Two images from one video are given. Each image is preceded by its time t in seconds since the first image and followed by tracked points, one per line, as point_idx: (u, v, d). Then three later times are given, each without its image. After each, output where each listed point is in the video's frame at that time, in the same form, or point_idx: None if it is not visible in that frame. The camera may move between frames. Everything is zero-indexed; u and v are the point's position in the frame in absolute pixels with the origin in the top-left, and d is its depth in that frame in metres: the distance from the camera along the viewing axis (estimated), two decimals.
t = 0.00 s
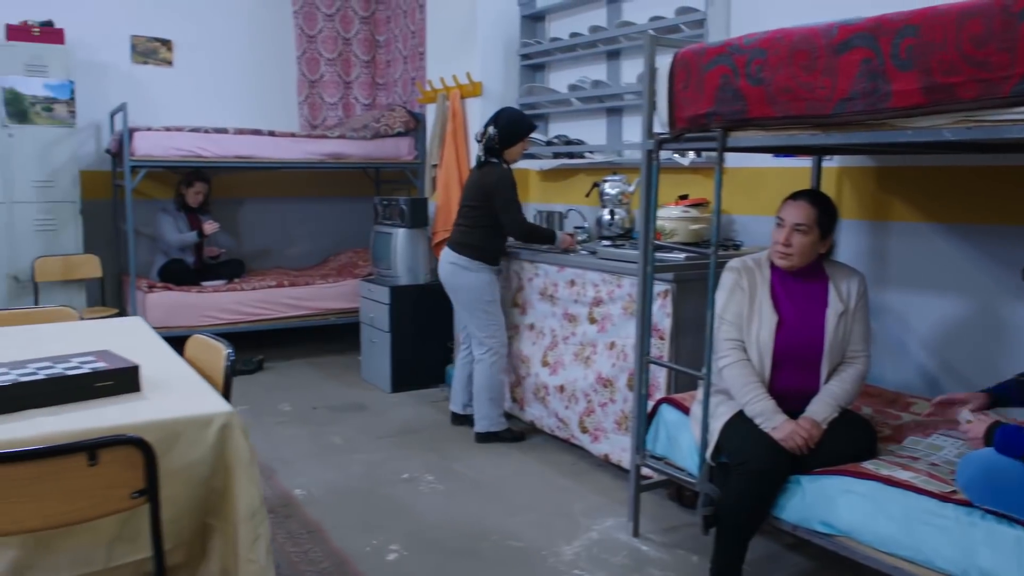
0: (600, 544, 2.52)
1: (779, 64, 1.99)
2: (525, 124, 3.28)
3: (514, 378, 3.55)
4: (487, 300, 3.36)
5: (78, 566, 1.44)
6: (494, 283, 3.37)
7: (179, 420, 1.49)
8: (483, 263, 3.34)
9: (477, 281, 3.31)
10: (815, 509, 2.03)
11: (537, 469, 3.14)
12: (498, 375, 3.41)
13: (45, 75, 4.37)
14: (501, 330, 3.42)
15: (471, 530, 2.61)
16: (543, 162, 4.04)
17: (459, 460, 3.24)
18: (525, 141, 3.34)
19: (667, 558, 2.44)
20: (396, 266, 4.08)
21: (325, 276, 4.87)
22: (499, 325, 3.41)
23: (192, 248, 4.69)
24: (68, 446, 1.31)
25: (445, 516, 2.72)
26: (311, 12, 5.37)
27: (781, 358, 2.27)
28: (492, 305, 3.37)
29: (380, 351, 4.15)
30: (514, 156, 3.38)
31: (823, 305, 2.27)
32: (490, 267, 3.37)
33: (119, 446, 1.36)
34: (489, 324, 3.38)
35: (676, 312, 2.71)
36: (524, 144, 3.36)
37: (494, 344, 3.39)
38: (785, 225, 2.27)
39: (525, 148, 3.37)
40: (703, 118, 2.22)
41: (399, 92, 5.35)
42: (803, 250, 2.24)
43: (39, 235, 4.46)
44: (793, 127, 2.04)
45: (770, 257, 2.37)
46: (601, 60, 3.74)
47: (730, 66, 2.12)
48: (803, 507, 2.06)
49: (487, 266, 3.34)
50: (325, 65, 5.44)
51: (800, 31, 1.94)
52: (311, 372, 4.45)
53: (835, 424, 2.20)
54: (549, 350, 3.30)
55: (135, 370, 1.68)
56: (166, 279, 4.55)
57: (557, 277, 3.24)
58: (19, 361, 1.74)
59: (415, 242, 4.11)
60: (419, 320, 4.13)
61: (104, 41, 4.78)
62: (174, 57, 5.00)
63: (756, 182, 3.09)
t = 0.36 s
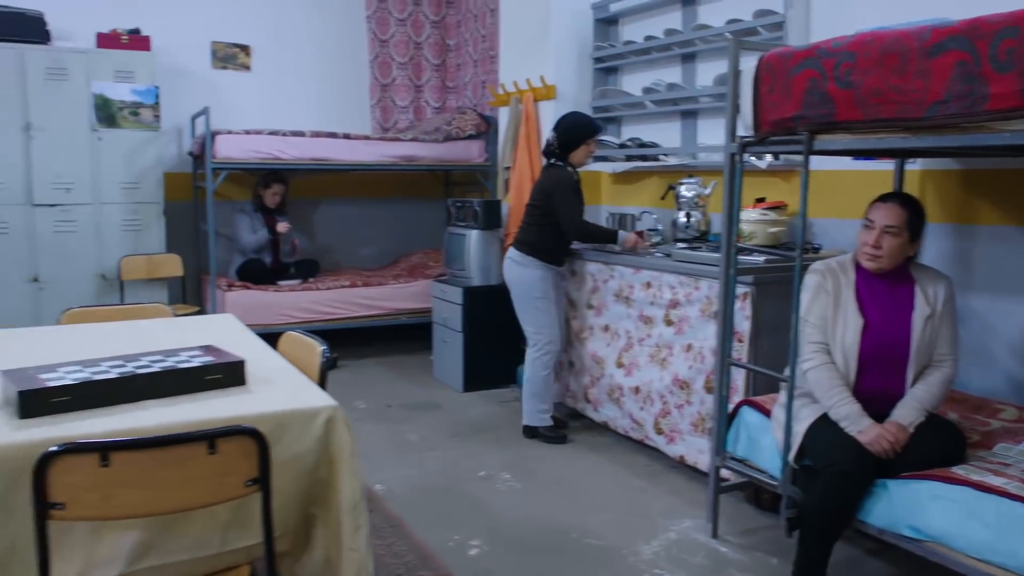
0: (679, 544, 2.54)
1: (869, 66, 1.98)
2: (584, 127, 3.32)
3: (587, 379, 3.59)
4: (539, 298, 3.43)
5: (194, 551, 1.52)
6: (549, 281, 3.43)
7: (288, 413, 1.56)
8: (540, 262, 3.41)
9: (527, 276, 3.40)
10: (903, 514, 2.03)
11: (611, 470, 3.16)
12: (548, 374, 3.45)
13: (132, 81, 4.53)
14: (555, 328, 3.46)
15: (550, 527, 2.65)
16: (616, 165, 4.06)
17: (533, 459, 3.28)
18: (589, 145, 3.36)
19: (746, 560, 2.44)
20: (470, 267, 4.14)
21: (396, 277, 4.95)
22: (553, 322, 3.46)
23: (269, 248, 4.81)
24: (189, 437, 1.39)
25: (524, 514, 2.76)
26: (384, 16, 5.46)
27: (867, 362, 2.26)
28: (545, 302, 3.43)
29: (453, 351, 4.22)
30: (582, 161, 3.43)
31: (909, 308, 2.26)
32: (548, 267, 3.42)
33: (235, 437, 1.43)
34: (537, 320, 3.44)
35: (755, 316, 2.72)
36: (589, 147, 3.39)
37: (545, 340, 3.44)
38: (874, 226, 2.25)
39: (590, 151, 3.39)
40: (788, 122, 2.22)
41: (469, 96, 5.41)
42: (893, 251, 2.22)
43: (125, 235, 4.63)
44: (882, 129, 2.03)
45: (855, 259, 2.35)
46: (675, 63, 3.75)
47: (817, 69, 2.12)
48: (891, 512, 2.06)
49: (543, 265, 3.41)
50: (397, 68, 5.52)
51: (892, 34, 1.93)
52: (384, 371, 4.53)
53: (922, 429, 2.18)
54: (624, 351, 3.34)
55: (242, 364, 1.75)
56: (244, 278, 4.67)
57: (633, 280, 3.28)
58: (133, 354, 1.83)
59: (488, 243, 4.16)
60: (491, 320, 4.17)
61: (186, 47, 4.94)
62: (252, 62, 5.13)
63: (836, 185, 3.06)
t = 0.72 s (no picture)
0: (764, 548, 2.54)
1: (970, 68, 1.94)
2: (636, 128, 3.29)
3: (665, 382, 3.61)
4: (595, 297, 3.46)
5: (305, 539, 1.58)
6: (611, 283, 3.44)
7: (394, 408, 1.62)
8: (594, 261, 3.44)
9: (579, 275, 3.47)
10: (1003, 524, 2.00)
11: (691, 473, 3.17)
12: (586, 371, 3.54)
13: (219, 86, 4.67)
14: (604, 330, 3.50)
15: (634, 528, 2.67)
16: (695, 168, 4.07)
17: (612, 460, 3.30)
18: (645, 145, 3.31)
19: (833, 565, 2.43)
20: (547, 269, 4.18)
21: (471, 278, 5.00)
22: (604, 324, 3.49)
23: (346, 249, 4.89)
24: (306, 429, 1.44)
25: (606, 514, 2.78)
26: (460, 21, 5.52)
27: (963, 369, 2.22)
28: (600, 303, 3.47)
29: (529, 352, 4.26)
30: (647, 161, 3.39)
31: (1008, 316, 2.22)
32: (608, 268, 3.43)
33: (348, 430, 1.49)
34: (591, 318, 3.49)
35: (842, 321, 2.69)
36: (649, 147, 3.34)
37: (589, 339, 3.51)
38: (975, 231, 2.21)
39: (649, 151, 3.33)
40: (882, 125, 2.20)
41: (543, 99, 5.46)
42: (994, 257, 2.19)
43: (211, 236, 4.77)
44: (983, 132, 1.99)
45: (951, 264, 2.32)
46: (757, 66, 3.73)
47: (914, 72, 2.09)
48: (989, 521, 2.03)
49: (597, 264, 3.43)
50: (472, 72, 5.59)
51: (996, 35, 1.88)
52: (460, 371, 4.59)
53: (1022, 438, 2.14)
54: (704, 355, 3.35)
55: (346, 361, 1.81)
56: (323, 278, 4.77)
57: (714, 283, 3.29)
58: (240, 350, 1.90)
59: (565, 246, 4.19)
60: (568, 322, 4.21)
61: (269, 52, 5.07)
62: (332, 66, 5.24)
63: (925, 189, 3.01)
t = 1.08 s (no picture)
0: (840, 555, 2.52)
1: None
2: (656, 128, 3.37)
3: (735, 387, 3.60)
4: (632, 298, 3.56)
5: (398, 535, 1.62)
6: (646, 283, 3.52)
7: (485, 408, 1.67)
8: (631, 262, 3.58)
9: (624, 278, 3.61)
10: None
11: (762, 478, 3.15)
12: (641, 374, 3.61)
13: (290, 91, 4.77)
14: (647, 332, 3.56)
15: (707, 533, 2.67)
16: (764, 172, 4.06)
17: (682, 465, 3.30)
18: (665, 144, 3.36)
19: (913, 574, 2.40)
20: (613, 273, 4.21)
21: (535, 282, 5.03)
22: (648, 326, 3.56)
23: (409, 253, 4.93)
24: (404, 428, 1.48)
25: (678, 518, 2.78)
26: (525, 26, 5.55)
27: None
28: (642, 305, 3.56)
29: (595, 355, 4.28)
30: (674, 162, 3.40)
31: None
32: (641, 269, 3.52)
33: (443, 429, 1.52)
34: (638, 321, 3.57)
35: (920, 327, 2.66)
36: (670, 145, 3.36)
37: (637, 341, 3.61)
38: None
39: (669, 149, 3.36)
40: (968, 129, 2.17)
41: (608, 103, 5.48)
42: None
43: (281, 238, 4.86)
44: None
45: None
46: (829, 69, 3.69)
47: (1003, 75, 2.04)
48: None
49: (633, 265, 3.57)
50: (536, 77, 5.61)
51: None
52: (525, 374, 4.62)
53: None
54: (775, 360, 3.34)
55: (434, 362, 1.85)
56: (389, 280, 4.83)
57: (786, 288, 3.27)
58: (330, 350, 1.94)
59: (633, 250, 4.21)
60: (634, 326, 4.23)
61: (338, 58, 5.16)
62: (399, 72, 5.31)
63: (1006, 194, 2.97)
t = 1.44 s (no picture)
0: (912, 564, 2.49)
1: None
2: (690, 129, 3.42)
3: (798, 392, 3.57)
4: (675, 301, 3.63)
5: (482, 533, 1.65)
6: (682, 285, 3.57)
7: (567, 409, 1.70)
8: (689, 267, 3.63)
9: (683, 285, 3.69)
10: None
11: (828, 484, 3.13)
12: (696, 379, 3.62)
13: (352, 96, 4.83)
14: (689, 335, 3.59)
15: (775, 538, 2.66)
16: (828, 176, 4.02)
17: (745, 470, 3.29)
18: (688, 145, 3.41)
19: None
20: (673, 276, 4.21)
21: (592, 285, 5.04)
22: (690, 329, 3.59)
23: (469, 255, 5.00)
24: (494, 427, 1.51)
25: (744, 523, 2.77)
26: (582, 30, 5.57)
27: None
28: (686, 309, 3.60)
29: (654, 359, 4.27)
30: (694, 165, 3.41)
31: None
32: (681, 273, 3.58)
33: (530, 429, 1.55)
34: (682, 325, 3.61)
35: (994, 333, 2.62)
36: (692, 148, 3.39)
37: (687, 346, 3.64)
38: None
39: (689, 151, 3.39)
40: None
41: (665, 106, 5.47)
42: None
43: (342, 240, 4.93)
44: None
45: None
46: (896, 72, 3.65)
47: None
48: None
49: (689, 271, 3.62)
50: (594, 81, 5.62)
51: None
52: (582, 377, 4.63)
53: None
54: (841, 365, 3.31)
55: (513, 363, 1.88)
56: (448, 283, 4.87)
57: (853, 292, 3.24)
58: (408, 350, 1.98)
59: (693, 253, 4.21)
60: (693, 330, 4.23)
61: (398, 63, 5.23)
62: (457, 76, 5.36)
63: None
